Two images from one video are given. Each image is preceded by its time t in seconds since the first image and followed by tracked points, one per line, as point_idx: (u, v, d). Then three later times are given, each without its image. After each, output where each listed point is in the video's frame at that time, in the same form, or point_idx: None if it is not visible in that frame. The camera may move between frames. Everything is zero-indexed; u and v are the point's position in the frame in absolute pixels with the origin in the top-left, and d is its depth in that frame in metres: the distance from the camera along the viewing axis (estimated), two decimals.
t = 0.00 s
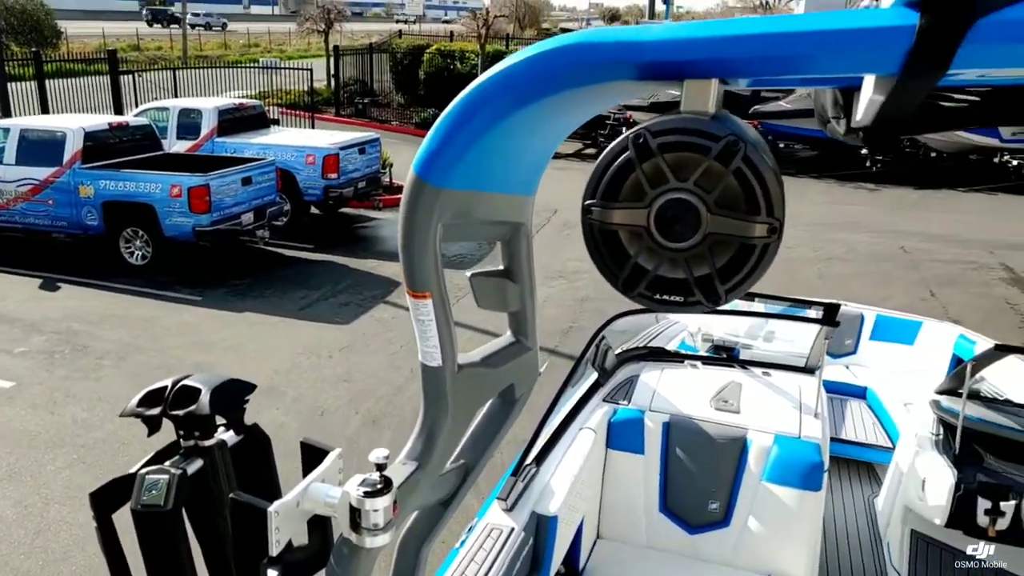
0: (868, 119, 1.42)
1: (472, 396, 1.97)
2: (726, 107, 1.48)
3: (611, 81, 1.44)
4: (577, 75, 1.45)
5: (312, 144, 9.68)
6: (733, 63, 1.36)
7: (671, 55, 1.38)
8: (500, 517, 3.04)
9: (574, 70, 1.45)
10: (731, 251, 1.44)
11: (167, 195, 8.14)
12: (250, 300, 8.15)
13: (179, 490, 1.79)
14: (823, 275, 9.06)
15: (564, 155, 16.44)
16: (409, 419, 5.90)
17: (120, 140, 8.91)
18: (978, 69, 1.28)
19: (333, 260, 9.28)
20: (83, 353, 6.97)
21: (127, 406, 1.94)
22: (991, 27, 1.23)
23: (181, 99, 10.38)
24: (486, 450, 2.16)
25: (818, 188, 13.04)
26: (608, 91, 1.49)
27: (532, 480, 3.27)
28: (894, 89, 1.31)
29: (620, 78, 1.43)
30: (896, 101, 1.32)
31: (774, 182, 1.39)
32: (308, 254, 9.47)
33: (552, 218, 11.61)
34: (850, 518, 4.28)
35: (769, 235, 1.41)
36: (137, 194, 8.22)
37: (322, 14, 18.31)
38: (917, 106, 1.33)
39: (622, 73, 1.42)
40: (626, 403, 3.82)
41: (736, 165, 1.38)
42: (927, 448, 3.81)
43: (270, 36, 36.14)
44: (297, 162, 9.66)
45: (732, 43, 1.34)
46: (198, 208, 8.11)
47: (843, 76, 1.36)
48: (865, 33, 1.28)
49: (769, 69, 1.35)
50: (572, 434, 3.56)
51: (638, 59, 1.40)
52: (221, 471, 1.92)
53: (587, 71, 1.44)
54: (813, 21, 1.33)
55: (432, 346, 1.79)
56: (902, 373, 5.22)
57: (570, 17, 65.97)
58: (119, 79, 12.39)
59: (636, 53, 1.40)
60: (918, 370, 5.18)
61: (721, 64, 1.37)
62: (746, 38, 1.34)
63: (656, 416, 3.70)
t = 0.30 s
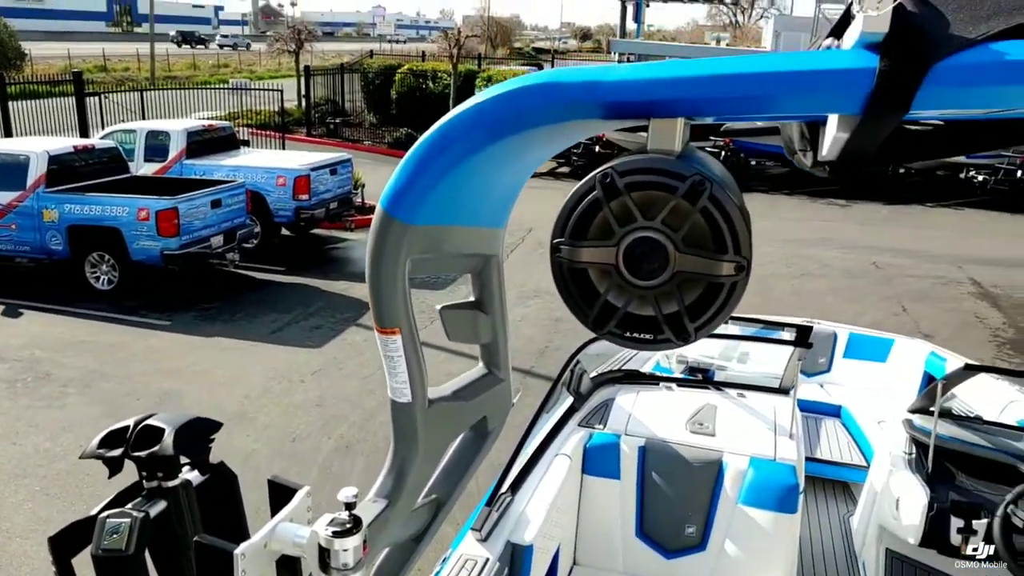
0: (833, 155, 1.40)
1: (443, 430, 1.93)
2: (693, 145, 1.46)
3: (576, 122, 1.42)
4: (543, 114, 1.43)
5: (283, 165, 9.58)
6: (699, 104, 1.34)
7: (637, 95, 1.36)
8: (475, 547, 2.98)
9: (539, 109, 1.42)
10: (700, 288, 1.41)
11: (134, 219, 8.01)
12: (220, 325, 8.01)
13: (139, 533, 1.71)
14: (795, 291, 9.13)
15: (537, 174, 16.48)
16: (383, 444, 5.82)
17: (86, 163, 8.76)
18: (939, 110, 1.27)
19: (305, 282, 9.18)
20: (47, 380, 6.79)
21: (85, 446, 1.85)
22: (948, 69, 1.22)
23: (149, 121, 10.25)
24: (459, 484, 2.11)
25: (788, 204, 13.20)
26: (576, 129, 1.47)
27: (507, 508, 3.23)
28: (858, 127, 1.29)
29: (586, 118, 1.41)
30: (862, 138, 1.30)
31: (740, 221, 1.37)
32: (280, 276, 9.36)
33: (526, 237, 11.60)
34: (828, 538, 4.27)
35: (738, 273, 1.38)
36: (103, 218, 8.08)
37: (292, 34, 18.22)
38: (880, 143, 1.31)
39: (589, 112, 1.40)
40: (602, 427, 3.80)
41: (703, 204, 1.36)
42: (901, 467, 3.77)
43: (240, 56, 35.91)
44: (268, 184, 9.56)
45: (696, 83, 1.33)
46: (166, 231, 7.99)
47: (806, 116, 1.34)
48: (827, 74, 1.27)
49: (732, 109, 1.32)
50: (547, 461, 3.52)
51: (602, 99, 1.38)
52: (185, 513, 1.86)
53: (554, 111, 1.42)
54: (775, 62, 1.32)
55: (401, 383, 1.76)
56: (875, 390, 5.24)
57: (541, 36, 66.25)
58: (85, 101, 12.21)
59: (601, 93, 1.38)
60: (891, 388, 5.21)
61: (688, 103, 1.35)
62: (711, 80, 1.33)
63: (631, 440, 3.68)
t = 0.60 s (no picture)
0: (792, 181, 1.42)
1: (410, 448, 1.93)
2: (654, 169, 1.48)
3: (541, 145, 1.43)
4: (506, 139, 1.44)
5: (258, 176, 9.53)
6: (659, 130, 1.36)
7: (599, 120, 1.37)
8: (444, 565, 2.97)
9: (503, 134, 1.44)
10: (659, 311, 1.43)
11: (105, 230, 7.92)
12: (191, 337, 7.92)
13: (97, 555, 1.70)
14: (768, 306, 9.23)
15: (514, 187, 16.53)
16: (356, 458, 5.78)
17: (55, 173, 8.66)
18: (895, 140, 1.29)
19: (278, 295, 9.12)
20: (12, 393, 6.65)
21: (42, 466, 1.84)
22: (900, 101, 1.24)
23: (121, 131, 10.13)
24: (425, 501, 2.10)
25: (762, 220, 13.35)
26: (540, 151, 1.48)
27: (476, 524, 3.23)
28: (815, 153, 1.31)
29: (549, 141, 1.42)
30: (821, 161, 1.32)
31: (699, 246, 1.38)
32: (253, 288, 9.28)
33: (502, 251, 11.62)
34: (798, 552, 4.30)
35: (695, 296, 1.39)
36: (72, 228, 8.00)
37: (268, 45, 18.15)
38: (839, 167, 1.33)
39: (552, 136, 1.41)
40: (573, 442, 3.80)
41: (662, 228, 1.37)
42: (868, 482, 3.84)
43: (214, 66, 35.72)
44: (242, 196, 9.50)
45: (656, 109, 1.35)
46: (138, 242, 7.90)
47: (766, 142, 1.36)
48: (784, 103, 1.28)
49: (691, 136, 1.34)
50: (518, 476, 3.52)
51: (565, 122, 1.39)
52: (146, 534, 1.85)
53: (517, 135, 1.43)
54: (735, 88, 1.34)
55: (365, 400, 1.76)
56: (843, 405, 5.31)
57: (518, 51, 66.66)
58: (55, 109, 12.05)
59: (564, 117, 1.39)
60: (858, 402, 5.28)
61: (647, 129, 1.37)
62: (671, 106, 1.34)
63: (602, 455, 3.69)
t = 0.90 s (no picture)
0: (743, 205, 1.44)
1: (372, 465, 1.92)
2: (610, 190, 1.50)
3: (499, 165, 1.45)
4: (464, 159, 1.45)
5: (232, 187, 9.47)
6: (613, 152, 1.37)
7: (553, 142, 1.39)
8: None
9: (461, 155, 1.45)
10: (612, 330, 1.44)
11: (75, 240, 7.83)
12: (162, 349, 7.83)
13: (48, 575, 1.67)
14: (741, 319, 9.31)
15: (492, 199, 16.56)
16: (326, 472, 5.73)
17: (25, 182, 8.57)
18: (841, 165, 1.30)
19: (252, 306, 9.04)
20: None
21: None
22: (841, 127, 1.26)
23: (94, 141, 10.05)
24: (388, 518, 2.09)
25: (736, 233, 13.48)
26: (500, 169, 1.50)
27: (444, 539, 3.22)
28: (763, 175, 1.33)
29: (508, 162, 1.44)
30: (769, 183, 1.34)
31: (651, 267, 1.39)
32: (226, 300, 9.21)
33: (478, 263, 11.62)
34: (767, 564, 4.32)
35: (647, 316, 1.40)
36: (42, 238, 7.92)
37: (244, 55, 18.06)
38: (787, 188, 1.35)
39: (510, 156, 1.42)
40: (543, 456, 3.80)
41: (614, 249, 1.38)
42: (835, 495, 3.89)
43: (191, 75, 35.49)
44: (216, 207, 9.44)
45: (610, 132, 1.36)
46: (108, 253, 7.82)
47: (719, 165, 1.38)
48: (730, 128, 1.30)
49: (643, 159, 1.36)
50: (487, 491, 3.51)
51: (522, 144, 1.40)
52: (102, 553, 1.82)
53: (476, 155, 1.44)
54: (687, 112, 1.36)
55: (325, 416, 1.75)
56: (813, 418, 5.37)
57: (496, 64, 66.94)
58: (26, 118, 11.91)
59: (521, 139, 1.40)
60: (827, 415, 5.34)
61: (601, 152, 1.38)
62: (623, 129, 1.36)
63: (572, 469, 3.69)
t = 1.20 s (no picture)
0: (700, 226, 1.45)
1: (338, 484, 1.90)
2: (568, 212, 1.51)
3: (459, 186, 1.46)
4: (424, 181, 1.46)
5: (210, 200, 9.41)
6: (569, 174, 1.39)
7: (512, 164, 1.40)
8: None
9: (421, 176, 1.46)
10: (570, 350, 1.45)
11: (50, 254, 7.76)
12: (140, 364, 7.76)
13: None
14: (721, 329, 9.35)
15: (473, 211, 16.55)
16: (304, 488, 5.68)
17: None
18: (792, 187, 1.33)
19: (231, 320, 8.98)
20: None
21: None
22: (789, 150, 1.29)
23: (69, 154, 9.96)
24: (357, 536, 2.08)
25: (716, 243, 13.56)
26: (462, 189, 1.51)
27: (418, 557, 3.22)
28: (715, 197, 1.35)
29: (467, 183, 1.45)
30: (723, 203, 1.35)
31: (607, 287, 1.40)
32: (205, 314, 9.14)
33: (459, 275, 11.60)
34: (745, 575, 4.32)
35: (603, 335, 1.41)
36: (17, 252, 7.84)
37: (224, 68, 18.01)
38: (742, 208, 1.36)
39: (469, 178, 1.43)
40: (520, 471, 3.78)
41: (570, 269, 1.39)
42: (810, 505, 3.89)
43: (170, 87, 35.24)
44: (194, 220, 9.37)
45: (567, 154, 1.38)
46: (84, 267, 7.75)
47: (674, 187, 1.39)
48: (681, 152, 1.32)
49: (599, 182, 1.37)
50: (462, 507, 3.50)
51: (481, 166, 1.42)
52: None
53: (435, 176, 1.45)
54: (641, 136, 1.38)
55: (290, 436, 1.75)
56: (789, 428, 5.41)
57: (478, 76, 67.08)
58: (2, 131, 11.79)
59: (479, 161, 1.41)
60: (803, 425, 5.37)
61: (558, 174, 1.39)
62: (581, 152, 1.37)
63: (548, 483, 3.67)
